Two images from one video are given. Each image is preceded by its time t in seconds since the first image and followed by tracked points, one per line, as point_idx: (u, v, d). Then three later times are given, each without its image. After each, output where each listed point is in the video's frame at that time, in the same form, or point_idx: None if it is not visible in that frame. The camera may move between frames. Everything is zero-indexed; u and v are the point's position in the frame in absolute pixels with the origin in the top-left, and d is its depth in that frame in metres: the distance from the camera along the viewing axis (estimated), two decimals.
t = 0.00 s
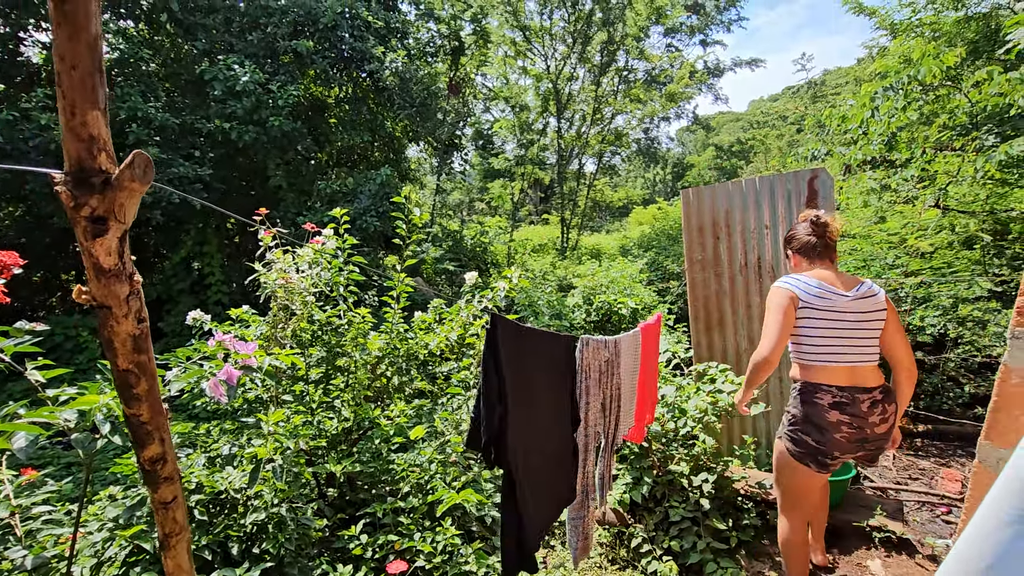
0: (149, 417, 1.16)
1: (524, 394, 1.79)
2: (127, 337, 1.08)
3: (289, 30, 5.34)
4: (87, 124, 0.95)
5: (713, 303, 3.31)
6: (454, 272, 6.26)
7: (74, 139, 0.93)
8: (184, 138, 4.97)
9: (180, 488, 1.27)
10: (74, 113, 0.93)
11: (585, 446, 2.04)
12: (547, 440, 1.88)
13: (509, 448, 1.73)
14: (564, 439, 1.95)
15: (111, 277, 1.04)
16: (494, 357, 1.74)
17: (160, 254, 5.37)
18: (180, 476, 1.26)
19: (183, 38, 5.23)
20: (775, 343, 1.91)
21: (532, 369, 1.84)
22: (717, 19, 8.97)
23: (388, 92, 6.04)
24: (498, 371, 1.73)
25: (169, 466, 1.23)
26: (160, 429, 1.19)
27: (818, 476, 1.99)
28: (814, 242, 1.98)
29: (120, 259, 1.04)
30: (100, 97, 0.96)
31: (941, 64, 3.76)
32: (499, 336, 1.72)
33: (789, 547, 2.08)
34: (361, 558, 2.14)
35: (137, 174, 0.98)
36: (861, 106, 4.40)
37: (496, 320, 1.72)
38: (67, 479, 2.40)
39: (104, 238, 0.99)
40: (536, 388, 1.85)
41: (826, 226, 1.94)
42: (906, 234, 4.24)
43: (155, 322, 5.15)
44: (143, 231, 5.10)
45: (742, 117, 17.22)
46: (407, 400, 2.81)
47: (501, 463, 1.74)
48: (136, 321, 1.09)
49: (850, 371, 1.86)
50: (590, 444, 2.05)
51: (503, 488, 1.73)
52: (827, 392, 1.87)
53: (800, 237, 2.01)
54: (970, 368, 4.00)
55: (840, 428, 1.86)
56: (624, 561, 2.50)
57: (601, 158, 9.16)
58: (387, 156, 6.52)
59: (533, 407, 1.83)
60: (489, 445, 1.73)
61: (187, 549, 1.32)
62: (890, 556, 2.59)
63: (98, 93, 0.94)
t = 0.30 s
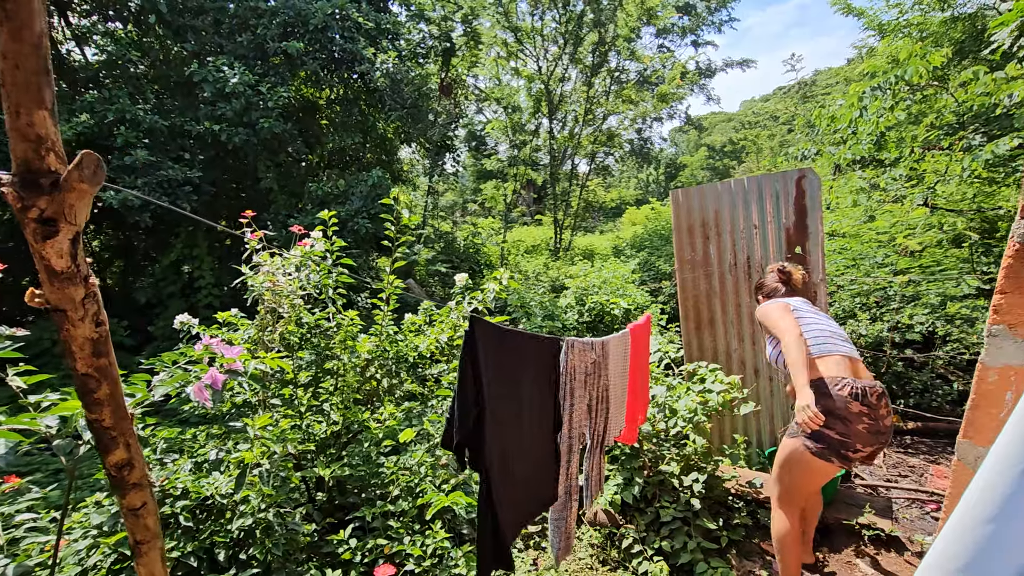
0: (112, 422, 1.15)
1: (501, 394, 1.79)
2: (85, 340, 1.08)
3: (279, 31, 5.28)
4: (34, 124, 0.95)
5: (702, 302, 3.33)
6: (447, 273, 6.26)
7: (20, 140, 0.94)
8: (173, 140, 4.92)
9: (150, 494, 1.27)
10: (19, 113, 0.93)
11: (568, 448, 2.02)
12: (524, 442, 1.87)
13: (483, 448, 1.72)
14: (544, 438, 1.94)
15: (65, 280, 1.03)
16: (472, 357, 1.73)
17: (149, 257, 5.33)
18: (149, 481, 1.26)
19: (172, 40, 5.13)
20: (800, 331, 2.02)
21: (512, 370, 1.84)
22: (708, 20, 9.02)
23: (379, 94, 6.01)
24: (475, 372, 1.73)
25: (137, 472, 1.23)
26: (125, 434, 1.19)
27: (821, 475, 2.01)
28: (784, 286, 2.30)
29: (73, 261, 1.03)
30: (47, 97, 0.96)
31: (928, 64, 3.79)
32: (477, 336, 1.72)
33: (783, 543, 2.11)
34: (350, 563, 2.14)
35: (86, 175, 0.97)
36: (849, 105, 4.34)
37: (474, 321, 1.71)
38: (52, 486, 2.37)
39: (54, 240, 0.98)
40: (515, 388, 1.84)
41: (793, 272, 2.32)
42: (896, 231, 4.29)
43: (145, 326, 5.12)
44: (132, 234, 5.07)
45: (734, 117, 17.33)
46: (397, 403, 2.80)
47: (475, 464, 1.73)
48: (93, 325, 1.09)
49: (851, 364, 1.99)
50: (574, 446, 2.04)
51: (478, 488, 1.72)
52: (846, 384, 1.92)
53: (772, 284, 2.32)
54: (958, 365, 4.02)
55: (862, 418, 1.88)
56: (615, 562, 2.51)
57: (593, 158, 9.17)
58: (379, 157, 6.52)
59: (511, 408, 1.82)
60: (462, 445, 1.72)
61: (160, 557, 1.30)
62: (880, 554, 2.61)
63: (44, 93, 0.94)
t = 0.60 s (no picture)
0: (94, 422, 1.15)
1: (479, 392, 1.81)
2: (64, 339, 1.07)
3: (272, 33, 5.27)
4: (7, 122, 0.94)
5: (697, 301, 3.33)
6: (442, 274, 6.25)
7: None
8: (166, 143, 4.91)
9: (135, 495, 1.26)
10: None
11: (560, 448, 2.02)
12: (497, 440, 1.90)
13: (455, 443, 1.74)
14: (513, 435, 1.98)
15: (42, 278, 1.03)
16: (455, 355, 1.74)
17: (144, 260, 5.32)
18: (133, 482, 1.25)
19: (164, 42, 5.13)
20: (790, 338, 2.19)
21: (493, 369, 1.86)
22: (701, 20, 9.04)
23: (373, 95, 5.99)
24: (456, 369, 1.75)
25: (121, 473, 1.22)
26: (107, 434, 1.17)
27: (826, 472, 2.02)
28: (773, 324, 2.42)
29: (50, 259, 1.03)
30: (21, 95, 0.95)
31: (919, 63, 3.81)
32: (461, 334, 1.74)
33: (786, 541, 2.08)
34: (345, 566, 2.13)
35: (62, 172, 0.96)
36: (843, 105, 4.38)
37: (461, 321, 1.72)
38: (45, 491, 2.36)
39: (29, 238, 0.98)
40: (495, 388, 1.86)
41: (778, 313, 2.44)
42: (891, 229, 4.33)
43: (139, 329, 5.10)
44: (126, 237, 5.05)
45: (729, 117, 17.41)
46: (392, 405, 2.80)
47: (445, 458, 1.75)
48: (73, 323, 1.08)
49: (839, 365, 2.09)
50: (566, 446, 2.04)
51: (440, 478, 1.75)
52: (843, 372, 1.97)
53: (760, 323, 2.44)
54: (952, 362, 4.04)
55: (864, 400, 1.90)
56: (611, 562, 2.50)
57: (588, 159, 9.18)
58: (374, 159, 6.54)
59: (487, 407, 1.84)
60: (436, 439, 1.74)
61: (147, 558, 1.30)
62: (875, 552, 2.62)
63: (18, 91, 0.94)
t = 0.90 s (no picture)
0: (95, 421, 1.15)
1: (481, 393, 1.81)
2: (66, 338, 1.07)
3: (269, 36, 5.28)
4: (9, 122, 0.95)
5: (695, 302, 3.34)
6: (440, 276, 6.25)
7: None
8: (164, 146, 4.91)
9: (135, 495, 1.26)
10: None
11: (559, 449, 2.02)
12: (499, 441, 1.91)
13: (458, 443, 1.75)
14: (515, 436, 1.98)
15: (45, 277, 1.03)
16: (455, 356, 1.74)
17: (141, 263, 5.31)
18: (134, 482, 1.26)
19: (161, 45, 5.14)
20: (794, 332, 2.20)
21: (494, 369, 1.86)
22: (698, 22, 9.07)
23: (370, 97, 5.99)
24: (456, 370, 1.74)
25: (122, 473, 1.22)
26: (108, 433, 1.17)
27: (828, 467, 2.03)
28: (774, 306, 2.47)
29: (52, 258, 1.03)
30: (23, 95, 0.96)
31: (914, 64, 3.83)
32: (461, 335, 1.73)
33: (790, 538, 2.09)
34: (345, 568, 2.13)
35: (65, 171, 0.96)
36: (840, 105, 4.38)
37: (460, 320, 1.71)
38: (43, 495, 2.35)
39: (33, 237, 0.98)
40: (495, 388, 1.86)
41: (780, 295, 2.51)
42: (887, 229, 4.35)
43: (137, 333, 5.09)
44: (124, 240, 5.04)
45: (726, 118, 17.48)
46: (392, 407, 2.79)
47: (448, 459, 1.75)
48: (75, 322, 1.08)
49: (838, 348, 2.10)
50: (565, 447, 2.04)
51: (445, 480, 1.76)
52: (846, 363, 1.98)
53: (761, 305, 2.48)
54: (948, 361, 4.05)
55: (865, 391, 1.91)
56: (611, 563, 2.51)
57: (585, 160, 9.17)
58: (372, 161, 6.54)
59: (488, 407, 1.84)
60: (439, 441, 1.74)
61: (147, 558, 1.31)
62: (874, 551, 2.63)
63: (20, 91, 0.95)
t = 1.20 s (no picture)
0: (98, 429, 1.14)
1: (491, 395, 1.79)
2: (68, 347, 1.06)
3: (266, 38, 5.27)
4: (11, 130, 0.95)
5: (694, 302, 3.33)
6: (439, 278, 6.25)
7: None
8: (161, 148, 4.91)
9: (137, 502, 1.26)
10: None
11: (560, 450, 2.05)
12: (513, 441, 1.89)
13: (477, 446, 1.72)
14: (527, 435, 1.97)
15: (47, 286, 1.02)
16: (462, 361, 1.71)
17: (138, 266, 5.29)
18: (135, 489, 1.25)
19: (158, 47, 5.13)
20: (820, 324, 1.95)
21: (501, 370, 1.84)
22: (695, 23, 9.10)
23: (368, 99, 5.99)
24: (466, 374, 1.71)
25: (123, 480, 1.21)
26: (110, 441, 1.17)
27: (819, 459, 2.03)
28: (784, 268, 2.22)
29: (55, 267, 1.03)
30: (25, 103, 0.96)
31: (910, 65, 3.85)
32: (466, 339, 1.70)
33: (786, 530, 2.09)
34: (344, 570, 2.12)
35: (68, 179, 0.97)
36: (836, 106, 4.42)
37: (463, 323, 1.68)
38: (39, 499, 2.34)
39: (35, 246, 0.98)
40: (504, 389, 1.84)
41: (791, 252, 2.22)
42: (884, 230, 4.36)
43: (134, 335, 5.07)
44: (121, 242, 5.03)
45: (723, 120, 17.54)
46: (390, 409, 2.79)
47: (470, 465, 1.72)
48: (77, 331, 1.07)
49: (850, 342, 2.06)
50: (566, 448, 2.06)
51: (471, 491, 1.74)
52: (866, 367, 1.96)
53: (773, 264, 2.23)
54: (946, 361, 4.06)
55: (880, 400, 1.94)
56: (611, 564, 2.50)
57: (584, 161, 9.15)
58: (369, 162, 6.53)
59: (499, 409, 1.82)
60: (456, 450, 1.73)
61: (148, 565, 1.30)
62: (873, 551, 2.63)
63: (23, 99, 0.95)
